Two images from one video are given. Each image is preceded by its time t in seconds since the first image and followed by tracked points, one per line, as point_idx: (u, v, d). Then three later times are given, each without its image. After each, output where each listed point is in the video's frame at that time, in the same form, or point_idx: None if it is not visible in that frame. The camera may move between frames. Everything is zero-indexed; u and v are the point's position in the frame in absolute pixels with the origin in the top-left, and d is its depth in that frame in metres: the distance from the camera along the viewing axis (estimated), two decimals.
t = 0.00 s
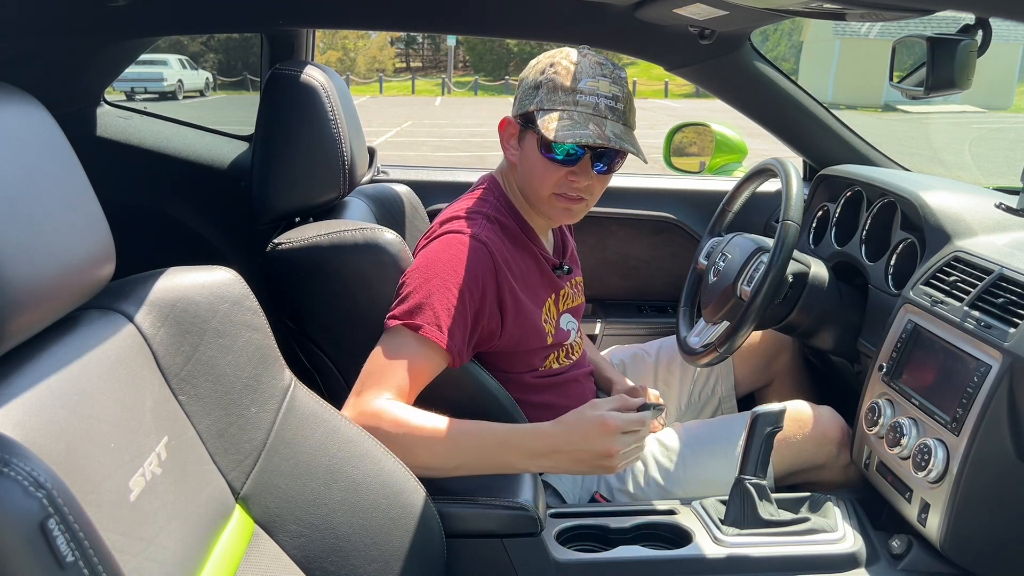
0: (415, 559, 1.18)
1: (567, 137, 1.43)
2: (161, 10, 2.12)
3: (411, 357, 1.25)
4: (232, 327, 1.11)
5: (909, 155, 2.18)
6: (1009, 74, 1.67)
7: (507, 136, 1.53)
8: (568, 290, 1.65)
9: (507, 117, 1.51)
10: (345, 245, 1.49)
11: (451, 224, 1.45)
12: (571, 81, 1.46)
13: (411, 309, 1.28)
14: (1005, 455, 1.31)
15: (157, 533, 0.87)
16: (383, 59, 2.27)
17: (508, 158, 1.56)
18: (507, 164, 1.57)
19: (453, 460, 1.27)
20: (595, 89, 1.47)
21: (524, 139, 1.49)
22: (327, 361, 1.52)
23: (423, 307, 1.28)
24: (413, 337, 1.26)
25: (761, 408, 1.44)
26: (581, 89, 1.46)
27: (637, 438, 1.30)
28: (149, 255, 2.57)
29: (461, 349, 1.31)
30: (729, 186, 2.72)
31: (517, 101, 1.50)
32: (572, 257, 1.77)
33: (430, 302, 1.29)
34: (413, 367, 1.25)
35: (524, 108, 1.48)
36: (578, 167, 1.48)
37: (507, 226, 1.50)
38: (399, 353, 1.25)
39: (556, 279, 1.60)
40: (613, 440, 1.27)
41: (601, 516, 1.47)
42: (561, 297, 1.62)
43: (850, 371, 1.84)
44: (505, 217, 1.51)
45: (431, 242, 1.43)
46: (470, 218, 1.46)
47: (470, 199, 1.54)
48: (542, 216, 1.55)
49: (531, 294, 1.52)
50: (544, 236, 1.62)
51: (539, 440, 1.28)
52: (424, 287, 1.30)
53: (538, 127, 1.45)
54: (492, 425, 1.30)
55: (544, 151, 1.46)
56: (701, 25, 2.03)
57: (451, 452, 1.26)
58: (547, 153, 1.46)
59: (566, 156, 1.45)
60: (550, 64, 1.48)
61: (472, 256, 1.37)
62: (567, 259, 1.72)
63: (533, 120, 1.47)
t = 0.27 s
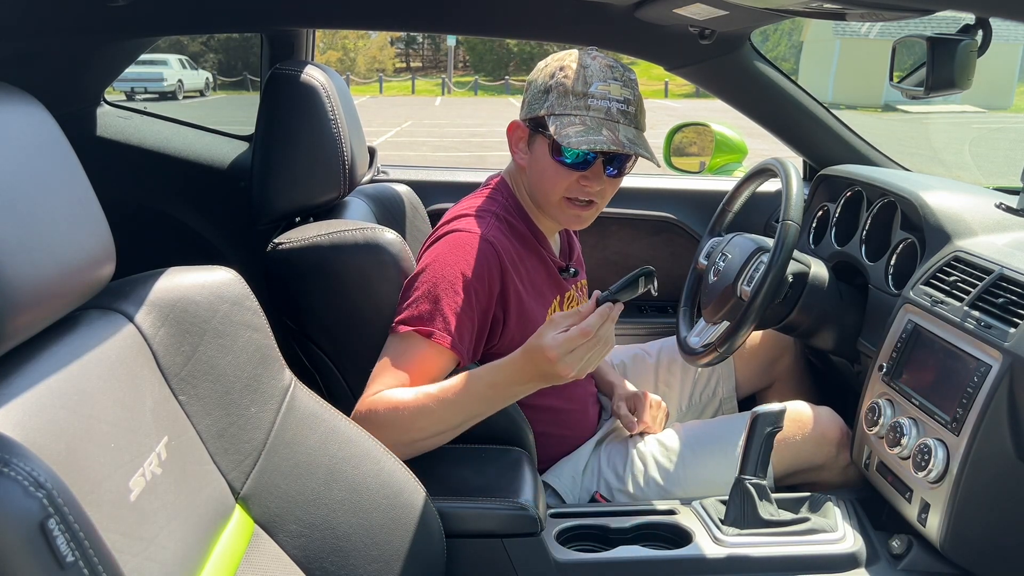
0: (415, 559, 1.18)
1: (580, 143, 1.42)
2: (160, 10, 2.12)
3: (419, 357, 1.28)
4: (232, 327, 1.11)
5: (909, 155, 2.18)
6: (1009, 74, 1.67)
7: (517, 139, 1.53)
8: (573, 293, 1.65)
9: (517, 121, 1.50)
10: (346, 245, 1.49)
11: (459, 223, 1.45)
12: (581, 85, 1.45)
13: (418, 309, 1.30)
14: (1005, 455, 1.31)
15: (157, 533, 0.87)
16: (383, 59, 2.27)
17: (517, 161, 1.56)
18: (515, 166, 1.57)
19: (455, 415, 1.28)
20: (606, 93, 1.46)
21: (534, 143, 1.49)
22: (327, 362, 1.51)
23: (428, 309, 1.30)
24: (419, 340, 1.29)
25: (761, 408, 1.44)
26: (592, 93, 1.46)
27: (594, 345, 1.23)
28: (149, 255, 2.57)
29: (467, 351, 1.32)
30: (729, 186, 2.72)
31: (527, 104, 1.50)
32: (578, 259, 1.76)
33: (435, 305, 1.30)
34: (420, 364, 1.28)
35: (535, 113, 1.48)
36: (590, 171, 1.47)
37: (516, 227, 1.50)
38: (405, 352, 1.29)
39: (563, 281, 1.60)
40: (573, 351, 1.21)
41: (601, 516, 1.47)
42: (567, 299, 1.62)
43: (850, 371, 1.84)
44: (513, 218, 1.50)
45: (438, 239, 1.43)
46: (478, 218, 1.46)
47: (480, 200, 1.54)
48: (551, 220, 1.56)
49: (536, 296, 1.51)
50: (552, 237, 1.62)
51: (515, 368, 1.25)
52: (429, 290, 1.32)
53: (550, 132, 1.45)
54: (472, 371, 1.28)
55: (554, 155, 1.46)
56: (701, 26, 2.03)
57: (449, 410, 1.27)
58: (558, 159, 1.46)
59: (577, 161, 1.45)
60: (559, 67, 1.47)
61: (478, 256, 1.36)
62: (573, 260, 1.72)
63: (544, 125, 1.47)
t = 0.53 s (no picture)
0: (415, 559, 1.18)
1: (581, 161, 1.43)
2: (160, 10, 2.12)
3: (419, 356, 1.29)
4: (232, 327, 1.11)
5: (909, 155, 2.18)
6: (1009, 74, 1.67)
7: (515, 142, 1.52)
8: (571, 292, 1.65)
9: (516, 126, 1.49)
10: (346, 245, 1.49)
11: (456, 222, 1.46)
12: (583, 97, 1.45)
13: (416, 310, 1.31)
14: (1005, 455, 1.30)
15: (157, 533, 0.87)
16: (383, 59, 2.27)
17: (515, 161, 1.55)
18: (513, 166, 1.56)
19: (454, 409, 1.26)
20: (608, 107, 1.46)
21: (534, 150, 1.48)
22: (327, 361, 1.51)
23: (425, 308, 1.30)
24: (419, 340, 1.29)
25: (761, 408, 1.45)
26: (594, 105, 1.45)
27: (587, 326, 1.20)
28: (149, 255, 2.57)
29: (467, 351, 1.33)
30: (729, 186, 2.72)
31: (527, 109, 1.49)
32: (576, 260, 1.77)
33: (433, 305, 1.30)
34: (419, 363, 1.28)
35: (535, 120, 1.47)
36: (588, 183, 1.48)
37: (513, 227, 1.50)
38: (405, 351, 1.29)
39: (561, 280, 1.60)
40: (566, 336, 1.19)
41: (601, 516, 1.47)
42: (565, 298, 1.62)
43: (850, 371, 1.84)
44: (509, 217, 1.51)
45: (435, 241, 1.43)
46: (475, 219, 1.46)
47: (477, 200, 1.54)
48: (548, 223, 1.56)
49: (535, 296, 1.51)
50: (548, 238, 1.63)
51: (508, 357, 1.23)
52: (427, 289, 1.32)
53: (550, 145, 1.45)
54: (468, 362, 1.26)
55: (552, 164, 1.46)
56: (701, 26, 2.03)
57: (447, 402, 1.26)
58: (558, 171, 1.46)
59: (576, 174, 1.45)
60: (561, 75, 1.46)
61: (474, 254, 1.37)
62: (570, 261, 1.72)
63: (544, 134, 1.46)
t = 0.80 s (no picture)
0: (415, 559, 1.18)
1: (612, 235, 1.43)
2: (160, 10, 2.12)
3: (415, 366, 1.28)
4: (232, 327, 1.11)
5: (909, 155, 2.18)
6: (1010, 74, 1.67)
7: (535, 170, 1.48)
8: (569, 294, 1.64)
9: (541, 157, 1.45)
10: (345, 245, 1.49)
11: (459, 230, 1.45)
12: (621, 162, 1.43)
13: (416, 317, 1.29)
14: (1005, 455, 1.30)
15: (157, 533, 0.87)
16: (383, 59, 2.27)
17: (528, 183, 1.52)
18: (524, 186, 1.53)
19: (453, 444, 1.30)
20: (641, 174, 1.46)
21: (557, 190, 1.46)
22: (326, 361, 1.52)
23: (424, 318, 1.29)
24: (415, 350, 1.28)
25: (761, 409, 1.45)
26: (629, 170, 1.44)
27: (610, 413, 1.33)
28: (149, 254, 2.57)
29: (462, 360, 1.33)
30: (729, 186, 2.72)
31: (557, 144, 1.44)
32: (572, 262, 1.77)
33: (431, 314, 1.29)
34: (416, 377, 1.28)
35: (566, 163, 1.43)
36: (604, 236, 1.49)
37: (512, 235, 1.49)
38: (401, 359, 1.28)
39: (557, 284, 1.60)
40: (595, 417, 1.32)
41: (601, 516, 1.47)
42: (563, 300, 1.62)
43: (850, 370, 1.84)
44: (509, 226, 1.50)
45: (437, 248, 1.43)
46: (474, 228, 1.45)
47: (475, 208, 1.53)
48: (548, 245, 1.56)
49: (532, 303, 1.51)
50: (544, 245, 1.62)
51: (542, 411, 1.33)
52: (425, 298, 1.31)
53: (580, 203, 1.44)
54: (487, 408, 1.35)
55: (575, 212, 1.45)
56: (701, 26, 2.03)
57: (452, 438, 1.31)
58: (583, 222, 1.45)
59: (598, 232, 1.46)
60: (604, 129, 1.42)
61: (478, 266, 1.37)
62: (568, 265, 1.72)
63: (573, 184, 1.44)
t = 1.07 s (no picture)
0: (415, 559, 1.18)
1: (696, 227, 1.53)
2: (159, 10, 2.11)
3: (409, 389, 1.28)
4: (232, 327, 1.11)
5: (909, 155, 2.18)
6: (1010, 73, 1.67)
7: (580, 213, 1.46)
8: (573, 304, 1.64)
9: (594, 205, 1.44)
10: (346, 245, 1.49)
11: (471, 250, 1.43)
12: (670, 168, 1.46)
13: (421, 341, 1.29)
14: (1005, 455, 1.30)
15: (157, 533, 0.87)
16: (383, 59, 2.28)
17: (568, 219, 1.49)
18: (564, 225, 1.50)
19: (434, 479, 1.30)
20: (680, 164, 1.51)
21: (613, 220, 1.47)
22: (327, 361, 1.52)
23: (429, 342, 1.29)
24: (415, 372, 1.28)
25: (761, 408, 1.44)
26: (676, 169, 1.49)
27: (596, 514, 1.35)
28: (148, 255, 2.57)
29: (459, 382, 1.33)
30: (729, 186, 2.72)
31: (607, 191, 1.42)
32: (576, 270, 1.76)
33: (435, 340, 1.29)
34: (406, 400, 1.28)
35: (625, 203, 1.44)
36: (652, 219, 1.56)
37: (524, 256, 1.47)
38: (399, 379, 1.28)
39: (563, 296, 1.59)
40: (589, 501, 1.34)
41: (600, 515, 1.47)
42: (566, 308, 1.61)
43: (849, 370, 1.84)
44: (522, 246, 1.48)
45: (446, 267, 1.42)
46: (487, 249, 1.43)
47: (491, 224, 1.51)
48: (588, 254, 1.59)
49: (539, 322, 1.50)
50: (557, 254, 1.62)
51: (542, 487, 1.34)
52: (432, 322, 1.30)
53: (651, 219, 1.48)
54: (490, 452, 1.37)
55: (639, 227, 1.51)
56: (701, 26, 2.03)
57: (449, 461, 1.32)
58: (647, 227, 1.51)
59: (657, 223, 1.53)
60: (648, 155, 1.42)
61: (484, 291, 1.35)
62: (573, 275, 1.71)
63: (637, 211, 1.46)
